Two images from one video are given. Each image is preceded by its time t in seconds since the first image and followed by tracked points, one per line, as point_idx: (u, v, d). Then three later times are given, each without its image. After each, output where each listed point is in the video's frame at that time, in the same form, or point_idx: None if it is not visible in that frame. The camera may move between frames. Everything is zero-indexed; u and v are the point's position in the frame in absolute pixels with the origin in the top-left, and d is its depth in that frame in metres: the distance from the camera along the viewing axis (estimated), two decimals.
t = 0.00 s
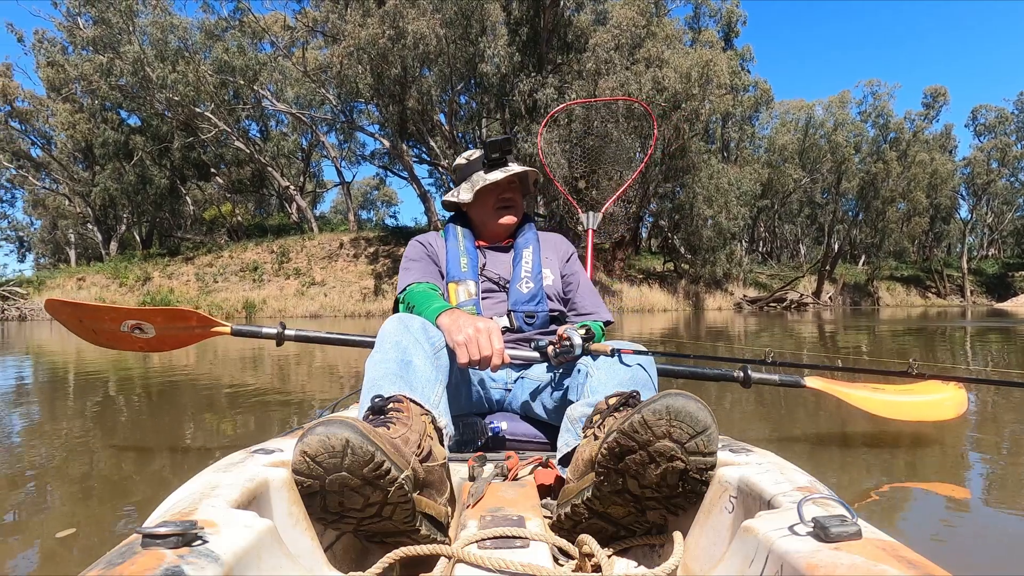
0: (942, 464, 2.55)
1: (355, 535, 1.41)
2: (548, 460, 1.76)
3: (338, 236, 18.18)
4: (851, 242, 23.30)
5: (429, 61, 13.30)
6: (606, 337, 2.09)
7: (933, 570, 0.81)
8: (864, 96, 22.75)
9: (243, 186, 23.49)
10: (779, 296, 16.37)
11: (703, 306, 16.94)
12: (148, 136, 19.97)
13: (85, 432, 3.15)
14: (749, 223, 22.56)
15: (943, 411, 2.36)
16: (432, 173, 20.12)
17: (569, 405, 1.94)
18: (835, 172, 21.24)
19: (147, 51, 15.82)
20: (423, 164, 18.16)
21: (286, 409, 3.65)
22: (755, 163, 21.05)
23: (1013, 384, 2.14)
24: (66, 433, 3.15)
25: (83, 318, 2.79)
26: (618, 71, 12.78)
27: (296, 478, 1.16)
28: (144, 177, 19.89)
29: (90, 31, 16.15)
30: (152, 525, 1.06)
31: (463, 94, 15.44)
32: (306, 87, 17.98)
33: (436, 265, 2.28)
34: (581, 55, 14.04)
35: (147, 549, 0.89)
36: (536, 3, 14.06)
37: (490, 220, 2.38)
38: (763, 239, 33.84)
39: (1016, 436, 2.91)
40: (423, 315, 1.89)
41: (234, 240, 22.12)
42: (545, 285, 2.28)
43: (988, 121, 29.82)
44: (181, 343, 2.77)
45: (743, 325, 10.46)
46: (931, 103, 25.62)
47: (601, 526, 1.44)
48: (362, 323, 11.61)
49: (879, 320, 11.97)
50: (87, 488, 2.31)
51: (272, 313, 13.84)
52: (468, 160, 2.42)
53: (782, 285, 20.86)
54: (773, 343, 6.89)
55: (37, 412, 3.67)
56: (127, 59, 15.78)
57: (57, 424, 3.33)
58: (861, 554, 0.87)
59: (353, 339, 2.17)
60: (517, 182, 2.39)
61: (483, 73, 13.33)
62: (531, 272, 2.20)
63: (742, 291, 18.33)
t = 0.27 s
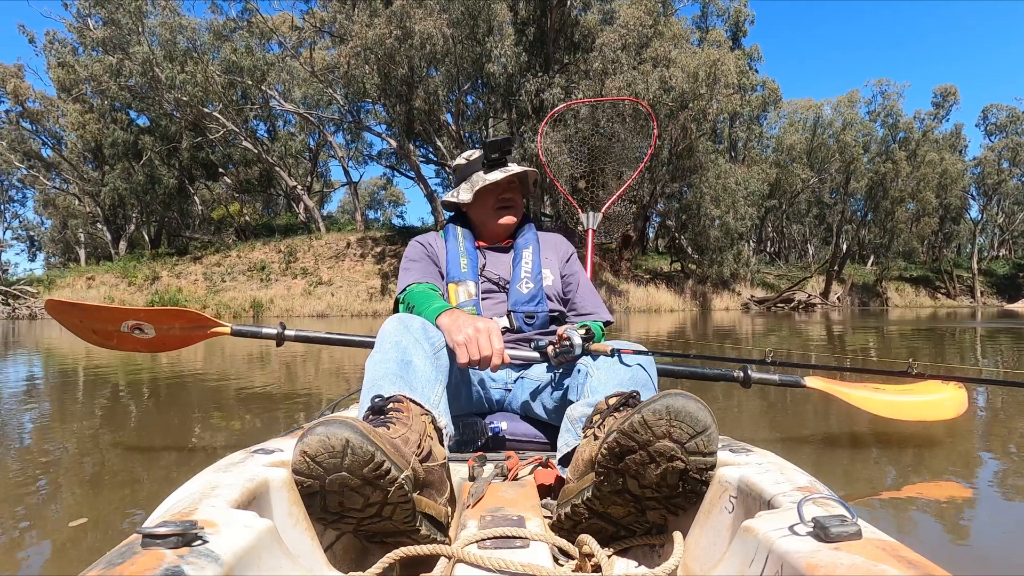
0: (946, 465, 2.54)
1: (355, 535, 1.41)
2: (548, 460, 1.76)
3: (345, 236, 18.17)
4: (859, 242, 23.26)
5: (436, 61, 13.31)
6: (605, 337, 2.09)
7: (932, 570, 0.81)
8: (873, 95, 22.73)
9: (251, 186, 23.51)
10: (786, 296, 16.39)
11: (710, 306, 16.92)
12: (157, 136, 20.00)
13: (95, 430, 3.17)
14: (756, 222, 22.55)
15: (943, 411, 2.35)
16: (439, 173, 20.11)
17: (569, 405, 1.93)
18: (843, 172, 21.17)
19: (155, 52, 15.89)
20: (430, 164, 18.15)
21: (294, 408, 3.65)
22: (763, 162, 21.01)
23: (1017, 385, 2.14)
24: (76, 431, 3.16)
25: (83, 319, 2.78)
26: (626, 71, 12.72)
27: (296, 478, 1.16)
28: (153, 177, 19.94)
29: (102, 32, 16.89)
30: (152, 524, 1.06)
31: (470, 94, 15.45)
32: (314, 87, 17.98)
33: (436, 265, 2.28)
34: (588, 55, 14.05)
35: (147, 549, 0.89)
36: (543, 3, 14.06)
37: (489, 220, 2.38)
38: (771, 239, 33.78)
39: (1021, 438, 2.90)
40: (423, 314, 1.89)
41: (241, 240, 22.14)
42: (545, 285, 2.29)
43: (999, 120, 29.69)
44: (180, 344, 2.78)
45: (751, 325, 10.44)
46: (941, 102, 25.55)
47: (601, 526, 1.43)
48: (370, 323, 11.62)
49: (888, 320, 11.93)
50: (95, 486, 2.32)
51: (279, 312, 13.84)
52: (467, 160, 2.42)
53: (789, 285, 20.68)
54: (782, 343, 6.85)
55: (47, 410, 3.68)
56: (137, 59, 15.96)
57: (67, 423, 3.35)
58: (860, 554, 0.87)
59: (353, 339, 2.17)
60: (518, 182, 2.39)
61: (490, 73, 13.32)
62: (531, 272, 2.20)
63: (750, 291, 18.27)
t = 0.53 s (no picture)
0: (951, 466, 2.52)
1: (355, 535, 1.41)
2: (548, 460, 1.77)
3: (352, 236, 18.14)
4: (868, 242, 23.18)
5: (443, 61, 13.30)
6: (605, 337, 2.09)
7: (932, 569, 0.82)
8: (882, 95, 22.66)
9: (259, 187, 23.51)
10: (794, 297, 16.68)
11: (717, 306, 16.87)
12: (166, 137, 20.00)
13: (104, 430, 3.17)
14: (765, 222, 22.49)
15: (944, 411, 2.35)
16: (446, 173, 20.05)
17: (569, 405, 1.93)
18: (853, 171, 21.09)
19: (164, 53, 15.95)
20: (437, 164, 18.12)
21: (301, 407, 3.66)
22: (771, 162, 20.91)
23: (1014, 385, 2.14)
24: (87, 430, 3.18)
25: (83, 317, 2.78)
26: (632, 71, 12.66)
27: (297, 478, 1.16)
28: (162, 178, 19.95)
29: (110, 33, 16.18)
30: (152, 525, 1.06)
31: (476, 94, 15.43)
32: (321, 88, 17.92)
33: (436, 265, 2.28)
34: (594, 54, 14.03)
35: (148, 549, 0.89)
36: (549, 3, 14.01)
37: (489, 220, 2.38)
38: (779, 238, 33.71)
39: None
40: (423, 314, 1.89)
41: (249, 240, 22.16)
42: (545, 285, 2.29)
43: (1010, 119, 29.49)
44: (180, 343, 2.78)
45: (758, 325, 10.42)
46: (952, 101, 25.51)
47: (601, 525, 1.44)
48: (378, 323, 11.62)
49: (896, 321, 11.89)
50: (106, 484, 2.34)
51: (287, 312, 13.83)
52: (468, 159, 2.42)
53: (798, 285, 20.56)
54: (791, 344, 6.83)
55: (57, 410, 3.69)
56: (146, 61, 15.84)
57: (78, 422, 3.36)
58: (860, 554, 0.87)
59: (354, 339, 2.17)
60: (517, 182, 2.39)
61: (497, 74, 13.31)
62: (531, 273, 2.20)
63: (758, 291, 18.18)
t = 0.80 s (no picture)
0: (955, 466, 2.51)
1: (355, 535, 1.41)
2: (548, 460, 1.77)
3: (360, 236, 18.15)
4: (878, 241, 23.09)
5: (449, 62, 13.33)
6: (605, 336, 2.09)
7: (933, 569, 0.81)
8: (891, 93, 22.78)
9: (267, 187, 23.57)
10: (803, 296, 16.34)
11: (726, 305, 16.80)
12: (175, 138, 20.08)
13: (115, 430, 3.19)
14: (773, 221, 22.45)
15: (943, 411, 2.35)
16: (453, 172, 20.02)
17: (569, 405, 1.93)
18: (862, 169, 21.02)
19: (173, 56, 16.09)
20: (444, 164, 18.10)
21: (309, 407, 3.67)
22: (779, 161, 20.88)
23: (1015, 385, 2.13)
24: (97, 430, 3.20)
25: (82, 318, 2.78)
26: (639, 70, 12.61)
27: (297, 478, 1.16)
28: (171, 179, 20.06)
29: (119, 36, 16.30)
30: (152, 525, 1.06)
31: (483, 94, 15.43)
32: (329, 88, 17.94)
33: (436, 265, 2.28)
34: (601, 53, 14.02)
35: (147, 550, 0.89)
36: (556, 2, 14.05)
37: (489, 220, 2.38)
38: (788, 237, 33.63)
39: None
40: (423, 314, 1.89)
41: (257, 240, 22.19)
42: (545, 285, 2.29)
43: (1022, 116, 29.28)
44: (180, 343, 2.78)
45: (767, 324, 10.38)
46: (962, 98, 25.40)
47: (601, 525, 1.44)
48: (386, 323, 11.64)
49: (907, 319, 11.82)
50: (115, 484, 2.35)
51: (295, 312, 13.87)
52: (468, 160, 2.42)
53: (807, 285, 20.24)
54: (800, 343, 6.80)
55: (68, 409, 3.72)
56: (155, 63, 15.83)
57: (89, 421, 3.38)
58: (861, 554, 0.87)
59: (354, 339, 2.17)
60: (517, 182, 2.39)
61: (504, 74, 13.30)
62: (531, 273, 2.20)
63: (766, 290, 18.05)
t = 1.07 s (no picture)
0: (960, 467, 2.49)
1: (355, 535, 1.42)
2: (548, 460, 1.76)
3: (368, 237, 18.13)
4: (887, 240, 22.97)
5: (457, 62, 13.33)
6: (606, 336, 2.09)
7: (932, 569, 0.81)
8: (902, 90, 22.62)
9: (276, 188, 23.61)
10: (813, 294, 16.35)
11: (734, 305, 16.65)
12: (184, 139, 20.14)
13: (126, 430, 3.21)
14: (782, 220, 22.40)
15: (943, 411, 2.35)
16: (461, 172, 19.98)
17: (569, 405, 1.93)
18: (872, 168, 20.93)
19: (182, 58, 16.23)
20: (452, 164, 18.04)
21: (317, 406, 3.68)
22: (788, 160, 20.83)
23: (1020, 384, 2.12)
24: (108, 430, 3.21)
25: (82, 318, 2.77)
26: (647, 69, 12.57)
27: (297, 478, 1.17)
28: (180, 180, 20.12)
29: (129, 39, 16.35)
30: (153, 524, 1.07)
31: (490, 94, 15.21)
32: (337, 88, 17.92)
33: (436, 265, 2.28)
34: (608, 52, 13.99)
35: (147, 549, 0.89)
36: (563, 2, 14.09)
37: (489, 220, 2.38)
38: (797, 237, 33.51)
39: None
40: (423, 314, 1.89)
41: (266, 241, 22.20)
42: (544, 285, 2.28)
43: None
44: (182, 343, 2.78)
45: (777, 324, 10.32)
46: (974, 95, 25.21)
47: (601, 525, 1.43)
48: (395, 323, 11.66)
49: (918, 319, 11.74)
50: (127, 484, 2.38)
51: (304, 312, 13.90)
52: (468, 160, 2.42)
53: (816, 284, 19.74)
54: (810, 343, 6.77)
55: (80, 410, 3.74)
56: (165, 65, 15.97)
57: (100, 422, 3.41)
58: (861, 554, 0.87)
59: (354, 339, 2.17)
60: (517, 182, 2.39)
61: (511, 74, 13.27)
62: (530, 272, 2.20)
63: (775, 290, 17.80)
